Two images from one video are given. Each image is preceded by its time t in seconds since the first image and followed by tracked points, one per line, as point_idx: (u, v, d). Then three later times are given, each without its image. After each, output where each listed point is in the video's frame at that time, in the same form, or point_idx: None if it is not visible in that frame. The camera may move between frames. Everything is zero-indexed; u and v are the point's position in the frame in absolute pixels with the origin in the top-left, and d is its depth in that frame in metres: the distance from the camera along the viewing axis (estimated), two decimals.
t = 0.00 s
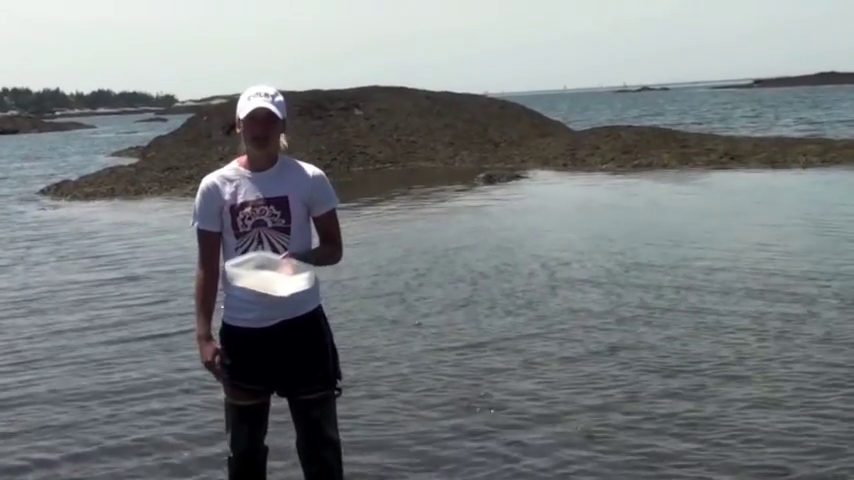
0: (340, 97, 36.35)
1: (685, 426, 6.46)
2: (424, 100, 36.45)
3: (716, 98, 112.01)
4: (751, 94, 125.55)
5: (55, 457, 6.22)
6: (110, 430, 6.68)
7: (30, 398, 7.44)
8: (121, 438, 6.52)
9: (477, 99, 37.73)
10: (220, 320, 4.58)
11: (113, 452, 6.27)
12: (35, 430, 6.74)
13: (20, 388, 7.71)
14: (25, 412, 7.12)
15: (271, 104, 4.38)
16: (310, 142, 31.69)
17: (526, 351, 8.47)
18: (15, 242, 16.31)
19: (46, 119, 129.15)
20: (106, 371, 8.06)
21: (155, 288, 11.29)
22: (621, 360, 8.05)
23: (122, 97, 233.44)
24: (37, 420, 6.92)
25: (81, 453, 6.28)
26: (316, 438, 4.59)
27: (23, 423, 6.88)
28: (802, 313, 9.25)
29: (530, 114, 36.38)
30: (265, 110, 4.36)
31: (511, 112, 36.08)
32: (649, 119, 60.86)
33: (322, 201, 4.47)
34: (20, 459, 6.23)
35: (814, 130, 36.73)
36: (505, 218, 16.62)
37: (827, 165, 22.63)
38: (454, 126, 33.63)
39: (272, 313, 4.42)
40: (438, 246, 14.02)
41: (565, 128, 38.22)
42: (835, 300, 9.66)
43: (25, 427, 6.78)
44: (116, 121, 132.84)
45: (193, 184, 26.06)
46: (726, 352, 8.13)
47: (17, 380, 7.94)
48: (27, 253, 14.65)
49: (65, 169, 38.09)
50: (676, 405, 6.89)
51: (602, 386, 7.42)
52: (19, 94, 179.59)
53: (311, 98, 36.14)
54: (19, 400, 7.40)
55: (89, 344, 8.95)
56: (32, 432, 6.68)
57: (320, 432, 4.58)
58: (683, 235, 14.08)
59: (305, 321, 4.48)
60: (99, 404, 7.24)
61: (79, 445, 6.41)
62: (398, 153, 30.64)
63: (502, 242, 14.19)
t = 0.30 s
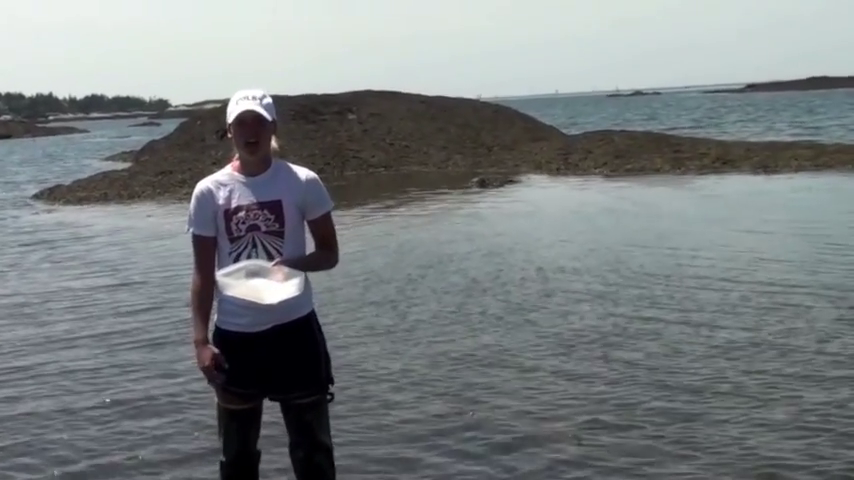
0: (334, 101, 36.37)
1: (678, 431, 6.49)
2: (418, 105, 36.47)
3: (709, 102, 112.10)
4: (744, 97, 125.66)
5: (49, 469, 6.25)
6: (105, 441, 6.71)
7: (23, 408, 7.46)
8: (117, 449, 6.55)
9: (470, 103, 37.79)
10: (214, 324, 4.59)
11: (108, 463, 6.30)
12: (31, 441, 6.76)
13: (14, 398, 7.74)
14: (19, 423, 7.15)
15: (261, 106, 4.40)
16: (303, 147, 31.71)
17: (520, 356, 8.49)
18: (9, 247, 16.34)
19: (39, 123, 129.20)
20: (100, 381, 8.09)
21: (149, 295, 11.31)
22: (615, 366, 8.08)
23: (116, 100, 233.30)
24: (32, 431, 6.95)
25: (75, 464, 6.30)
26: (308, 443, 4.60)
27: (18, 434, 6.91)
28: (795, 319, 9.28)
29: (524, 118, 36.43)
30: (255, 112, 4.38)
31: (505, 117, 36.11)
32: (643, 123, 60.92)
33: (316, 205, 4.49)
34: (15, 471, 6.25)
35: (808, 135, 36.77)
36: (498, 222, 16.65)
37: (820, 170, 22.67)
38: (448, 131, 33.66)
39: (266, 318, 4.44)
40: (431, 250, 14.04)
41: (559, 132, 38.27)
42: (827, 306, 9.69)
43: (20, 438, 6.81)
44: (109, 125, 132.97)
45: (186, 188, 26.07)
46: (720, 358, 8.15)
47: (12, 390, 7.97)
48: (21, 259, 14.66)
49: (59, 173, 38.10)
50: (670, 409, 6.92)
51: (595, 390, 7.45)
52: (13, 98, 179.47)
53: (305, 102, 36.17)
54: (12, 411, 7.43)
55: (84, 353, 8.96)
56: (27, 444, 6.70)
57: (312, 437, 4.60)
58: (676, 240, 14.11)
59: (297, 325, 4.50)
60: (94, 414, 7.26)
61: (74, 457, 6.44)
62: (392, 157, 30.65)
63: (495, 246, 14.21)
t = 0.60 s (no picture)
0: (328, 105, 36.37)
1: (672, 436, 6.50)
2: (411, 110, 36.46)
3: (702, 108, 112.17)
4: (738, 104, 125.74)
5: (42, 474, 6.24)
6: (99, 444, 6.71)
7: (16, 412, 7.46)
8: (111, 453, 6.55)
9: (464, 108, 37.81)
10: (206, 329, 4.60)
11: (101, 467, 6.30)
12: (23, 445, 6.76)
13: (6, 402, 7.73)
14: (12, 426, 7.14)
15: (257, 110, 4.42)
16: (297, 151, 31.69)
17: (514, 361, 8.50)
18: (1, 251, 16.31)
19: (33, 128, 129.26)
20: (93, 385, 8.08)
21: (142, 299, 11.31)
22: (608, 371, 8.09)
23: (109, 104, 233.11)
24: (26, 435, 6.96)
25: (69, 468, 6.30)
26: (300, 448, 4.62)
27: (10, 438, 6.90)
28: (788, 326, 9.30)
29: (518, 123, 36.45)
30: (250, 115, 4.40)
31: (498, 122, 36.14)
32: (637, 130, 60.94)
33: (312, 209, 4.50)
34: (8, 474, 6.25)
35: (801, 142, 36.80)
36: (491, 228, 16.66)
37: (812, 177, 22.70)
38: (441, 136, 33.67)
39: (259, 323, 4.45)
40: (423, 255, 14.05)
41: (552, 138, 38.31)
42: (818, 314, 9.72)
43: (13, 442, 6.81)
44: (102, 130, 132.88)
45: (179, 193, 26.04)
46: (714, 364, 8.16)
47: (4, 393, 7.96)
48: (15, 263, 14.64)
49: (52, 177, 38.06)
50: (661, 414, 6.95)
51: (588, 395, 7.46)
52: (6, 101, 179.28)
53: (298, 106, 36.17)
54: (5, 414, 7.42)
55: (78, 357, 8.96)
56: (20, 448, 6.70)
57: (305, 443, 4.61)
58: (667, 246, 14.13)
59: (289, 330, 4.51)
60: (87, 418, 7.26)
61: (67, 460, 6.44)
62: (385, 162, 30.64)
63: (488, 251, 14.21)
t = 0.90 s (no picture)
0: (324, 107, 36.38)
1: (670, 438, 6.52)
2: (407, 111, 36.48)
3: (698, 109, 112.26)
4: (734, 104, 125.82)
5: (40, 474, 6.24)
6: (96, 446, 6.70)
7: (13, 414, 7.45)
8: (109, 454, 6.55)
9: (460, 109, 37.83)
10: (203, 330, 4.59)
11: (98, 469, 6.30)
12: (21, 446, 6.76)
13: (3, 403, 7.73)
14: (10, 427, 7.14)
15: (254, 111, 4.42)
16: (294, 152, 31.70)
17: (512, 363, 8.51)
18: None
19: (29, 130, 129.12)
20: (91, 387, 8.08)
21: (139, 302, 11.31)
22: (605, 372, 8.09)
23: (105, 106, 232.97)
24: (26, 436, 6.96)
25: (69, 468, 6.30)
26: (297, 451, 4.61)
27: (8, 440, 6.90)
28: (785, 328, 9.31)
29: (514, 124, 36.47)
30: (247, 117, 4.39)
31: (495, 123, 36.15)
32: (633, 131, 61.01)
33: (309, 211, 4.50)
34: (7, 475, 6.25)
35: (797, 142, 36.85)
36: (488, 228, 16.67)
37: (808, 177, 22.71)
38: (438, 137, 33.68)
39: (255, 325, 4.45)
40: (420, 256, 14.05)
41: (549, 138, 38.33)
42: (815, 314, 9.74)
43: (11, 444, 6.81)
44: (98, 132, 132.78)
45: (176, 194, 26.03)
46: (711, 365, 8.17)
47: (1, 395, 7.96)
48: (12, 266, 14.64)
49: (49, 179, 38.08)
50: (659, 416, 6.96)
51: (586, 397, 7.46)
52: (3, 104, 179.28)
53: (295, 108, 36.18)
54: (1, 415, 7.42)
55: (76, 359, 8.96)
56: (16, 449, 6.69)
57: (302, 446, 4.60)
58: (664, 247, 14.14)
59: (286, 332, 4.51)
60: (85, 420, 7.26)
61: (64, 462, 6.44)
62: (382, 163, 30.64)
63: (484, 252, 14.22)
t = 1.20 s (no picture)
0: (322, 108, 36.39)
1: (666, 438, 6.54)
2: (404, 112, 36.49)
3: (696, 109, 112.34)
4: (731, 104, 125.91)
5: None
6: (95, 453, 6.72)
7: (13, 421, 7.47)
8: (108, 461, 6.56)
9: (457, 111, 37.83)
10: (201, 332, 4.60)
11: (98, 475, 6.31)
12: (21, 454, 6.77)
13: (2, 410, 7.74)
14: (9, 435, 7.16)
15: (251, 114, 4.43)
16: (292, 154, 31.70)
17: (511, 365, 8.52)
18: None
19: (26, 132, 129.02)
20: (90, 393, 8.09)
21: (138, 307, 11.32)
22: (603, 373, 8.10)
23: (103, 108, 232.93)
24: (25, 442, 6.98)
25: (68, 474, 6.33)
26: (295, 452, 4.62)
27: (7, 447, 6.91)
28: (783, 328, 9.32)
29: (512, 125, 36.49)
30: (245, 119, 4.41)
31: (493, 125, 36.16)
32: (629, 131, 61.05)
33: (307, 212, 4.52)
34: None
35: (795, 142, 36.90)
36: (485, 230, 16.67)
37: (806, 177, 22.71)
38: (435, 138, 33.69)
39: (254, 326, 4.45)
40: (417, 257, 14.06)
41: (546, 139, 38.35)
42: (811, 314, 9.77)
43: (10, 451, 6.82)
44: (96, 135, 132.75)
45: (173, 197, 26.03)
46: (709, 366, 8.18)
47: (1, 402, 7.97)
48: (9, 271, 14.64)
49: (46, 182, 38.08)
50: (656, 417, 6.99)
51: (584, 399, 7.47)
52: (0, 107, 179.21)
53: (292, 110, 36.17)
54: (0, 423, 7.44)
55: (74, 365, 8.97)
56: (15, 457, 6.70)
57: (300, 447, 4.61)
58: (661, 247, 14.17)
59: (284, 333, 4.52)
60: (84, 426, 7.27)
61: (64, 469, 6.45)
62: (379, 165, 30.65)
63: (482, 253, 14.24)
